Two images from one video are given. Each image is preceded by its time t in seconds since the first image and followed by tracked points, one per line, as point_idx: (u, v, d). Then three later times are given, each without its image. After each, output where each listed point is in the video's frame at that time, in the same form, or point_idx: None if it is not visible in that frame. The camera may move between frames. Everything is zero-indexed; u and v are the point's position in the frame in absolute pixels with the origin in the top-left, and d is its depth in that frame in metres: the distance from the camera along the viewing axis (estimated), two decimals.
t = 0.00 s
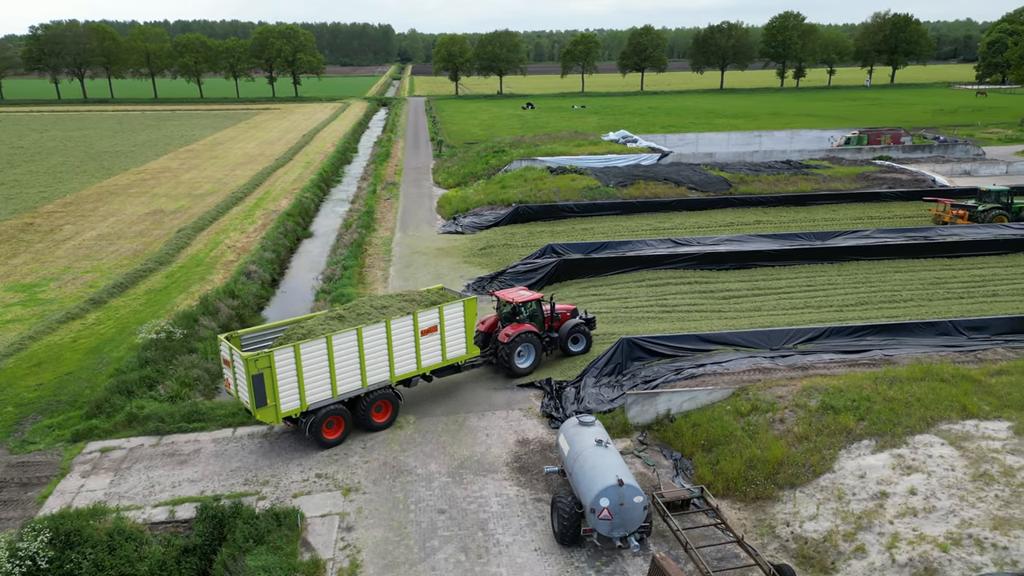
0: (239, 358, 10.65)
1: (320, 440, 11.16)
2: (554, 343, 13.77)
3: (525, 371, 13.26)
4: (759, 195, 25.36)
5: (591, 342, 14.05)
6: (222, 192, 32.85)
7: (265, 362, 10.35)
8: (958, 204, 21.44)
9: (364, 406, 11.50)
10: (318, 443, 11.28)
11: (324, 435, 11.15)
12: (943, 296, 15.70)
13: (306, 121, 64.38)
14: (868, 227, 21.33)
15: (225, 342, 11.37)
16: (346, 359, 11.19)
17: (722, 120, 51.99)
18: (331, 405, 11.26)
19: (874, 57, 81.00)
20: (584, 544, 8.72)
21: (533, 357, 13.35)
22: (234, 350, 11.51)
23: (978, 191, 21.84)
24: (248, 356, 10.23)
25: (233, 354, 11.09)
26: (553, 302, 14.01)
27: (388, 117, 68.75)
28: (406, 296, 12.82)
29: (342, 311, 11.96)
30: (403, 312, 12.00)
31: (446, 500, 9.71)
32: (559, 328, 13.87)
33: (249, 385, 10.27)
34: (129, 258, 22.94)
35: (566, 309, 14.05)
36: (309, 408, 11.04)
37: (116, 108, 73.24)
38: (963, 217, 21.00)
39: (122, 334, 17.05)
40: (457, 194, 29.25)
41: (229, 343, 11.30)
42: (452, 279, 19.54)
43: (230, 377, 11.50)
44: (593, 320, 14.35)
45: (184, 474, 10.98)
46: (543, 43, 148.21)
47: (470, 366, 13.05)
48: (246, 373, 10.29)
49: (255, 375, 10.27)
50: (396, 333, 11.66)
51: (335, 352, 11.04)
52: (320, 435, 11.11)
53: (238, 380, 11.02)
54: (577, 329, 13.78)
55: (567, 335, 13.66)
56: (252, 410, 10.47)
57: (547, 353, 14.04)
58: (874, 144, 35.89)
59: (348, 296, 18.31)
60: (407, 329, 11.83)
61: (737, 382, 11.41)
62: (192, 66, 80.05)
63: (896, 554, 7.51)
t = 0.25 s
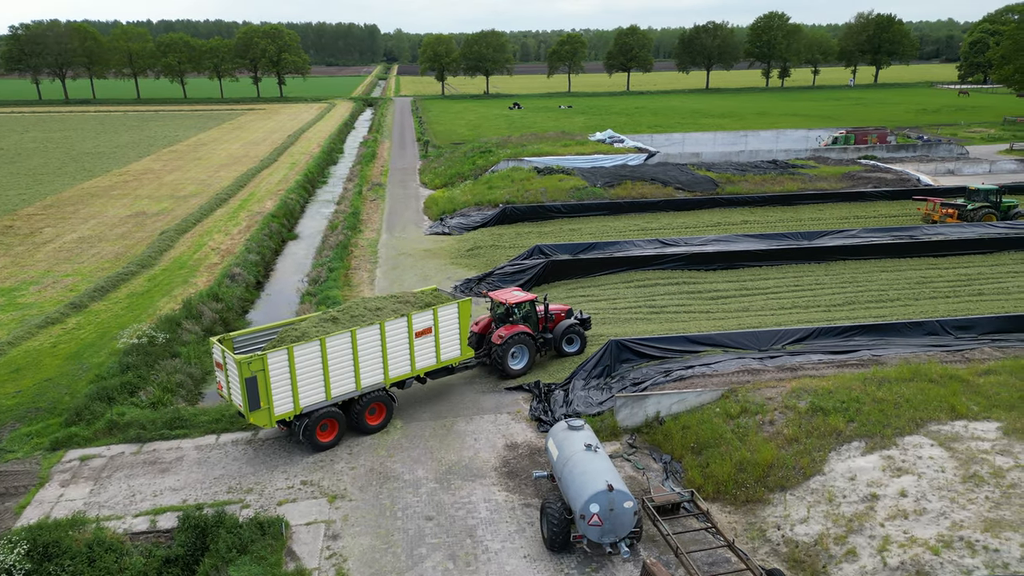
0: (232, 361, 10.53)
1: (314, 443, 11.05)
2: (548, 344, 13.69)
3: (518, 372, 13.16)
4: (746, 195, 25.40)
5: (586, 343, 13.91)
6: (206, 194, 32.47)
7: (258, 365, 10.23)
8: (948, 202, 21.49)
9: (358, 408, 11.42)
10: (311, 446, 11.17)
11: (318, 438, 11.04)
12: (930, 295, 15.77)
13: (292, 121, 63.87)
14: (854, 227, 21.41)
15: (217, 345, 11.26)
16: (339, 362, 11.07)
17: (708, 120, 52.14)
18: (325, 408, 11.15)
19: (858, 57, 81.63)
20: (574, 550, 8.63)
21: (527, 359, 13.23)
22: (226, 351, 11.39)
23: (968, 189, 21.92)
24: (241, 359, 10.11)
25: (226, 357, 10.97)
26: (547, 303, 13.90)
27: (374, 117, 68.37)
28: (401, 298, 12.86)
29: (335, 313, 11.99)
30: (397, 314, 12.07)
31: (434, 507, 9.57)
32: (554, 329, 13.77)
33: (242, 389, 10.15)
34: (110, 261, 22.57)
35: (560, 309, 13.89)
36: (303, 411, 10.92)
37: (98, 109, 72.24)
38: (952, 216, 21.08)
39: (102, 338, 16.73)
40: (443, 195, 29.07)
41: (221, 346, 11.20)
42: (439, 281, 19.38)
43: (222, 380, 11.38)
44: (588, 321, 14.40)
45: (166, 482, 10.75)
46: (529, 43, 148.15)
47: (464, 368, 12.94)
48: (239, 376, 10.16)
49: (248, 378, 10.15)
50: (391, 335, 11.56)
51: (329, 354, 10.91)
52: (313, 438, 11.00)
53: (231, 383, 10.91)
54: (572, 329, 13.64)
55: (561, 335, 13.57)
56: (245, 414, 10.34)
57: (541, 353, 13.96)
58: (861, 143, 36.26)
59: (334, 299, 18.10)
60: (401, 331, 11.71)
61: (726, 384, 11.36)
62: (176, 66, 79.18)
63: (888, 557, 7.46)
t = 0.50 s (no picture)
0: (225, 365, 10.40)
1: (308, 447, 10.90)
2: (543, 346, 13.58)
3: (514, 375, 12.98)
4: (734, 195, 25.37)
5: (581, 345, 13.86)
6: (191, 195, 32.03)
7: (252, 368, 10.10)
8: (941, 202, 21.48)
9: (353, 411, 11.30)
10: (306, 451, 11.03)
11: (312, 443, 10.90)
12: (919, 296, 15.77)
13: (278, 121, 63.32)
14: (842, 227, 21.43)
15: (210, 348, 11.11)
16: (334, 365, 10.95)
17: (695, 120, 52.23)
18: (319, 412, 11.01)
19: (844, 57, 82.17)
20: (565, 560, 8.47)
21: (523, 361, 13.07)
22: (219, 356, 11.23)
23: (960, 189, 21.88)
24: (234, 362, 9.98)
25: (219, 361, 10.82)
26: (542, 305, 13.82)
27: (361, 117, 67.96)
28: (396, 300, 12.74)
29: (329, 315, 11.84)
30: (392, 316, 11.98)
31: (423, 516, 9.37)
32: (550, 330, 13.67)
33: (235, 393, 10.03)
34: (92, 265, 22.15)
35: (556, 310, 13.83)
36: (297, 415, 10.79)
37: (80, 110, 71.27)
38: (946, 215, 21.08)
39: (83, 344, 16.37)
40: (431, 196, 28.86)
41: (214, 350, 11.04)
42: (427, 283, 19.17)
43: (214, 384, 11.21)
44: (584, 321, 14.25)
45: (148, 493, 10.46)
46: (516, 43, 148.07)
47: (459, 370, 12.84)
48: (232, 381, 10.02)
49: (241, 382, 10.03)
50: (386, 338, 11.44)
51: (324, 358, 10.79)
52: (307, 443, 10.86)
53: (223, 387, 10.76)
54: (568, 331, 13.56)
55: (557, 337, 13.48)
56: (239, 418, 10.20)
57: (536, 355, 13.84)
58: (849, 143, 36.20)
59: (320, 302, 17.85)
60: (396, 334, 11.59)
61: (718, 388, 11.24)
62: (160, 66, 78.32)
63: (884, 564, 7.37)
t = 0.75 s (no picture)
0: (219, 370, 10.28)
1: (303, 453, 10.71)
2: (542, 348, 13.41)
3: (511, 378, 12.79)
4: (727, 196, 25.28)
5: (580, 348, 13.68)
6: (179, 197, 31.65)
7: (246, 373, 10.01)
8: (937, 202, 21.38)
9: (348, 415, 11.17)
10: (301, 457, 10.84)
11: (309, 448, 10.73)
12: (914, 297, 15.70)
13: (267, 122, 62.84)
14: (835, 228, 21.37)
15: (203, 353, 11.02)
16: (329, 369, 10.83)
17: (687, 120, 52.21)
18: (315, 417, 10.88)
19: (834, 57, 82.45)
20: (560, 571, 8.28)
21: (520, 364, 12.87)
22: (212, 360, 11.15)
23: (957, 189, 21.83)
24: (228, 368, 9.87)
25: (212, 366, 10.71)
26: (539, 307, 13.70)
27: (352, 118, 67.58)
28: (392, 303, 12.48)
29: (325, 319, 11.61)
30: (388, 320, 11.66)
31: (414, 526, 9.16)
32: (547, 333, 13.53)
33: (229, 398, 9.94)
34: (77, 268, 21.78)
35: (554, 313, 13.72)
36: (293, 419, 10.65)
37: (67, 111, 70.50)
38: (943, 215, 20.99)
39: (67, 350, 16.03)
40: (422, 197, 28.62)
41: (207, 354, 10.90)
42: (418, 286, 18.94)
43: (208, 389, 11.10)
44: (582, 322, 14.18)
45: (132, 504, 10.20)
46: (508, 43, 147.87)
47: (456, 374, 12.70)
48: (226, 386, 9.94)
49: (236, 387, 9.93)
50: (382, 341, 11.30)
51: (319, 362, 10.68)
52: (304, 449, 10.68)
53: (217, 392, 10.63)
54: (566, 334, 13.42)
55: (555, 340, 13.32)
56: (233, 424, 10.10)
57: (534, 358, 13.67)
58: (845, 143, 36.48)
59: (310, 306, 17.58)
60: (393, 337, 11.47)
61: (713, 392, 11.08)
62: (149, 66, 77.63)
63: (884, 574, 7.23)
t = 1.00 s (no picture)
0: (208, 377, 10.04)
1: (296, 461, 10.49)
2: (537, 353, 13.20)
3: (506, 384, 12.62)
4: (717, 197, 25.16)
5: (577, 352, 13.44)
6: (163, 199, 31.14)
7: (236, 380, 9.75)
8: (933, 202, 21.32)
9: (341, 422, 10.95)
10: (292, 465, 10.62)
11: (300, 457, 10.50)
12: (906, 300, 15.64)
13: (253, 123, 62.21)
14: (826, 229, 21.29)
15: (192, 359, 10.80)
16: (321, 375, 10.57)
17: (675, 120, 52.18)
18: (307, 424, 10.62)
19: (821, 57, 82.81)
20: None
21: (515, 369, 12.69)
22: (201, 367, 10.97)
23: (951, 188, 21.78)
24: (217, 375, 9.62)
25: (201, 372, 10.46)
26: (535, 311, 13.49)
27: (339, 118, 67.08)
28: (385, 307, 12.23)
29: (316, 324, 11.37)
30: (381, 324, 11.42)
31: (401, 541, 8.89)
32: (543, 338, 13.33)
33: (219, 406, 9.67)
34: (58, 273, 21.29)
35: (550, 317, 13.56)
36: (284, 427, 10.40)
37: (49, 111, 69.44)
38: (938, 215, 20.92)
39: (45, 359, 15.59)
40: (410, 199, 28.32)
41: (197, 361, 10.75)
42: (406, 289, 18.65)
43: (198, 396, 10.87)
44: (579, 326, 13.93)
45: (109, 520, 9.84)
46: (496, 43, 147.62)
47: (450, 379, 12.49)
48: (215, 393, 9.68)
49: (225, 395, 9.67)
50: (375, 346, 11.07)
51: (311, 368, 10.42)
52: (295, 457, 10.46)
53: (207, 400, 10.37)
54: (562, 338, 13.20)
55: (551, 345, 13.13)
56: (222, 432, 9.83)
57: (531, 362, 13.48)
58: (837, 143, 36.54)
59: (296, 311, 17.24)
60: (386, 342, 11.23)
61: (707, 399, 10.89)
62: (134, 66, 76.67)
63: None
